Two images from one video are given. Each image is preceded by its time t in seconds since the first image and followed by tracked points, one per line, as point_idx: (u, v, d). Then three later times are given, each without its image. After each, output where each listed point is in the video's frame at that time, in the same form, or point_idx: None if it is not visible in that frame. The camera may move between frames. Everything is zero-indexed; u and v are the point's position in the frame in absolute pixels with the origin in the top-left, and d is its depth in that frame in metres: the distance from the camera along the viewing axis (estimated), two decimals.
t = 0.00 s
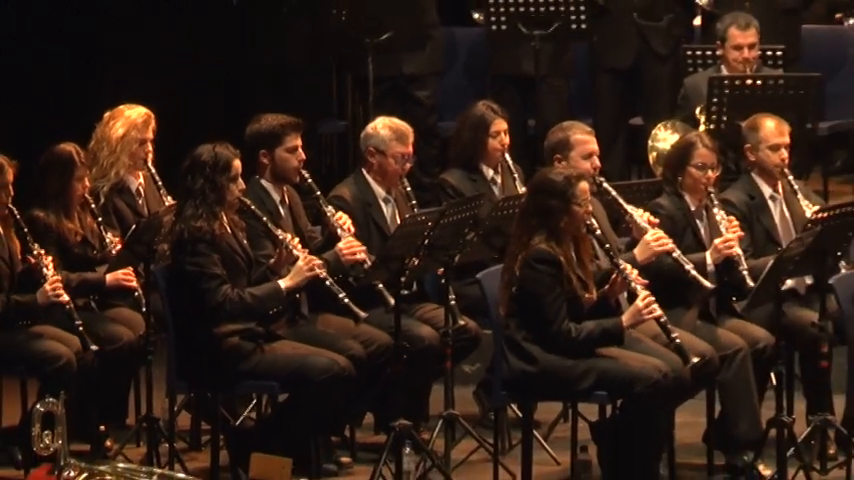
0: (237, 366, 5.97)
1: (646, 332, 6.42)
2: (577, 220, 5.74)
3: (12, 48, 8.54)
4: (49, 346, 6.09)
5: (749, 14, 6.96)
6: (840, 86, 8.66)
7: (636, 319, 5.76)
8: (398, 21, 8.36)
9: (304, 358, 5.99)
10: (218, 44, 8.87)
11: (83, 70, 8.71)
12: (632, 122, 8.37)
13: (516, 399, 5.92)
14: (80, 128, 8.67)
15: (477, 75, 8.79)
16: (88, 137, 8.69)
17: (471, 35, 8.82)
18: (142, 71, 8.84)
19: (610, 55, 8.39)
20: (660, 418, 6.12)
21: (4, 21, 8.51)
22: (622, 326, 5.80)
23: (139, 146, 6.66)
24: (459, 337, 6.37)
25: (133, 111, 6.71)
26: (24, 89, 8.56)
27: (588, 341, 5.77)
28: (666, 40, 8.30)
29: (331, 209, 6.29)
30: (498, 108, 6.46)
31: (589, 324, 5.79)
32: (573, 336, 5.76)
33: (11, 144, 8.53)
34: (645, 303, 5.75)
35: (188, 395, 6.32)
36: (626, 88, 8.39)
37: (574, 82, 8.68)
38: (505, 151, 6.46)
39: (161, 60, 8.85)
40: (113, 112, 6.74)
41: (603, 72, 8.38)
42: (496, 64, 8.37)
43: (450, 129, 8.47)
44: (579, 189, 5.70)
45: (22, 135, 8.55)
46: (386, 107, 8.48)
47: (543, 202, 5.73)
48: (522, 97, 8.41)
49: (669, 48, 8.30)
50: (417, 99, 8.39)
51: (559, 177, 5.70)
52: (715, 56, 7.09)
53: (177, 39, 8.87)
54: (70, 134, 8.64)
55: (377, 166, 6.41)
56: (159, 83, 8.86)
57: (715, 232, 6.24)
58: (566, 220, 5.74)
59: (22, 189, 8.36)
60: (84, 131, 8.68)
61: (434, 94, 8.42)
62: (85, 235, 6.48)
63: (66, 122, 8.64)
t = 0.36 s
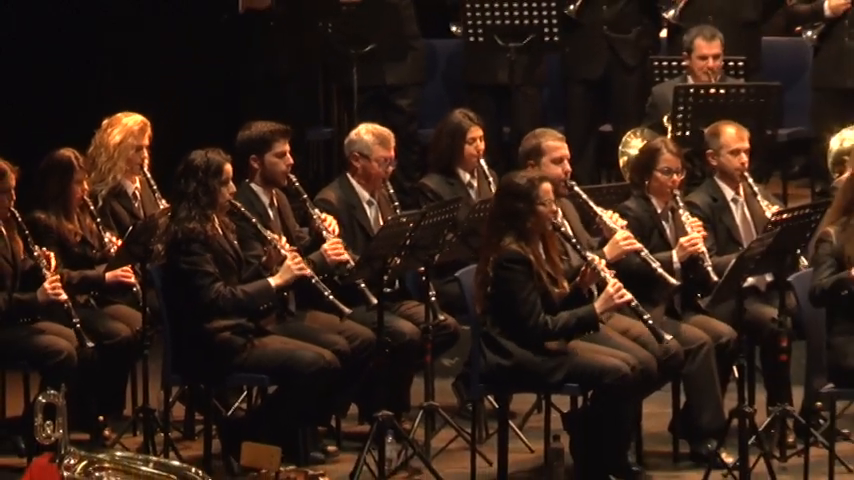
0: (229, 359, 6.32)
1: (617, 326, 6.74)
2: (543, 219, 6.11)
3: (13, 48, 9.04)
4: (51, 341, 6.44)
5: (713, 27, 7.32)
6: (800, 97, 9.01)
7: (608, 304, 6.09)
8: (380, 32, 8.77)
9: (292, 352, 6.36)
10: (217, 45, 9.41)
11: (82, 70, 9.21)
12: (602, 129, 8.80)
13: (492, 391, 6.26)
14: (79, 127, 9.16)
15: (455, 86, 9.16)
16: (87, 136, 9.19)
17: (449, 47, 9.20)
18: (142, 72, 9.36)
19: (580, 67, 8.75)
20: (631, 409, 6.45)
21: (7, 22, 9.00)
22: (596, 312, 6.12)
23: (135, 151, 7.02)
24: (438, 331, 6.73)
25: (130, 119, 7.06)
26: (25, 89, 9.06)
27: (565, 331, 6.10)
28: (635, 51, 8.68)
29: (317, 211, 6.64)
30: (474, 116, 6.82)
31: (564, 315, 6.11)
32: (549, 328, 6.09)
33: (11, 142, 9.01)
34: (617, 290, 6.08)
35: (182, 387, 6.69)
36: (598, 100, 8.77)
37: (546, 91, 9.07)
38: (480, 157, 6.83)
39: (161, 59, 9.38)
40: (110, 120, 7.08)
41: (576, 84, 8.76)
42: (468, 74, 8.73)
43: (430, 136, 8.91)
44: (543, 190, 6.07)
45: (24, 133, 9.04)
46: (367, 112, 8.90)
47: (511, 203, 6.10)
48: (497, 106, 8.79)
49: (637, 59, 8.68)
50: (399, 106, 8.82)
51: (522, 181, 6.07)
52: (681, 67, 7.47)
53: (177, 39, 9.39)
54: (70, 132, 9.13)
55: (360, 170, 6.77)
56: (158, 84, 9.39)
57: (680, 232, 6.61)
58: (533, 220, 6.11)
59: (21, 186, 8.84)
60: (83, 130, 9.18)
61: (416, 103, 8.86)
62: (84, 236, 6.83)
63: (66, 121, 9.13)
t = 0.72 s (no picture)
0: (220, 353, 6.68)
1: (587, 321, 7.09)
2: (512, 218, 6.49)
3: (15, 48, 9.62)
4: (53, 336, 6.80)
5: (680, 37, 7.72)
6: (762, 104, 9.36)
7: (578, 294, 6.42)
8: (364, 45, 9.21)
9: (281, 347, 6.71)
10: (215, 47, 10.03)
11: (82, 69, 9.84)
12: (574, 136, 9.25)
13: (469, 383, 6.64)
14: (77, 124, 9.78)
15: (436, 94, 9.56)
16: (85, 133, 9.81)
17: (428, 58, 9.60)
18: (139, 70, 9.97)
19: (553, 76, 9.16)
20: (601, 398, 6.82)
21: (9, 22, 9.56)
22: (568, 304, 6.46)
23: (131, 156, 7.37)
24: (417, 326, 7.11)
25: (124, 125, 7.41)
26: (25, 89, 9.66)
27: (538, 323, 6.45)
28: (604, 63, 9.04)
29: (304, 213, 7.01)
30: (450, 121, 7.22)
31: (537, 308, 6.47)
32: (525, 321, 6.45)
33: (12, 141, 9.58)
34: (588, 282, 6.42)
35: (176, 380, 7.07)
36: (565, 106, 9.13)
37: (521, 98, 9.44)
38: (456, 161, 7.25)
39: (161, 59, 9.99)
40: (106, 127, 7.45)
41: (549, 92, 9.16)
42: (447, 84, 9.16)
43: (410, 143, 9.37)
44: (510, 191, 6.46)
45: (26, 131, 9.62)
46: (351, 119, 9.39)
47: (481, 205, 6.48)
48: (474, 113, 9.17)
49: (606, 70, 9.03)
50: (380, 114, 9.31)
51: (490, 183, 6.44)
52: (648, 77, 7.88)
53: (176, 39, 10.00)
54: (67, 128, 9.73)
55: (343, 173, 7.14)
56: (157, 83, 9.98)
57: (647, 233, 6.97)
58: (502, 220, 6.49)
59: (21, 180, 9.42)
60: (81, 127, 9.81)
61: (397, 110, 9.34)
62: (82, 236, 7.20)
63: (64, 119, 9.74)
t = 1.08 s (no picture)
0: (213, 348, 7.07)
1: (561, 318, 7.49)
2: (498, 223, 6.85)
3: (16, 47, 10.01)
4: (54, 330, 7.18)
5: (654, 51, 8.14)
6: (726, 110, 9.84)
7: (545, 307, 6.81)
8: (352, 56, 9.57)
9: (271, 341, 7.09)
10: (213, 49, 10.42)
11: (82, 69, 10.24)
12: (549, 140, 9.61)
13: (449, 376, 7.04)
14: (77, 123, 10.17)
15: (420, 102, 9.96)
16: (84, 132, 10.21)
17: (412, 67, 9.99)
18: (140, 71, 10.37)
19: (529, 85, 9.52)
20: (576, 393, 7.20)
21: (10, 22, 9.96)
22: (533, 312, 6.84)
23: (128, 160, 7.74)
24: (400, 322, 7.51)
25: (121, 130, 7.79)
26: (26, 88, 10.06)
27: (504, 325, 6.85)
28: (579, 72, 9.44)
29: (293, 215, 7.38)
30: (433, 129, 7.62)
31: (504, 311, 6.86)
32: (490, 322, 6.84)
33: (13, 139, 9.99)
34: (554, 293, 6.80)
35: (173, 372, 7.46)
36: (540, 113, 9.52)
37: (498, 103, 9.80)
38: (437, 166, 7.65)
39: (162, 59, 10.41)
40: (105, 132, 7.83)
41: (526, 99, 9.53)
42: (430, 92, 9.54)
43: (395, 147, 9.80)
44: (499, 198, 6.80)
45: (25, 129, 10.03)
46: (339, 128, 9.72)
47: (469, 208, 6.84)
48: (455, 120, 9.58)
49: (579, 78, 9.42)
50: (367, 120, 9.68)
51: (480, 188, 6.81)
52: (619, 85, 8.28)
53: (176, 39, 10.43)
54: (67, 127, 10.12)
55: (331, 177, 7.52)
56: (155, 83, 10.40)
57: (618, 235, 7.37)
58: (489, 223, 6.85)
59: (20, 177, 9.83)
60: (80, 126, 10.20)
61: (382, 117, 9.72)
62: (83, 237, 7.57)
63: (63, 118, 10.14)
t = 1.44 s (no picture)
0: (215, 342, 7.47)
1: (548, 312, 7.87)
2: (483, 219, 7.28)
3: (14, 47, 9.94)
4: (64, 326, 7.56)
5: (635, 60, 8.54)
6: (702, 117, 10.17)
7: (538, 290, 7.23)
8: (348, 64, 10.12)
9: (271, 336, 7.48)
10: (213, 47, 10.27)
11: (82, 69, 10.12)
12: (534, 145, 10.00)
13: (441, 368, 7.44)
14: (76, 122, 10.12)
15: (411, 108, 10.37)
16: (83, 130, 10.16)
17: (404, 75, 10.47)
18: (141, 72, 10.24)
19: (515, 93, 9.89)
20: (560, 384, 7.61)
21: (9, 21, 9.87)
22: (528, 297, 7.28)
23: (133, 164, 8.12)
24: (393, 317, 7.93)
25: (127, 136, 8.13)
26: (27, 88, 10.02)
27: (502, 311, 7.28)
28: (562, 79, 9.85)
29: (291, 216, 7.78)
30: (423, 134, 8.05)
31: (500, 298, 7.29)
32: (488, 308, 7.26)
33: (13, 139, 10.04)
34: (546, 278, 7.23)
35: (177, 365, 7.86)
36: (526, 119, 9.92)
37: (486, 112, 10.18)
38: (428, 168, 8.07)
39: (161, 59, 10.25)
40: (110, 137, 8.18)
41: (512, 106, 9.93)
42: (420, 99, 9.92)
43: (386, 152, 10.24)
44: (482, 196, 7.24)
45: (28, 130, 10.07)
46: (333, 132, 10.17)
47: (454, 207, 7.26)
48: (444, 126, 9.99)
49: (564, 86, 9.84)
50: (361, 126, 10.18)
51: (464, 188, 7.24)
52: (601, 93, 8.68)
53: (176, 39, 10.25)
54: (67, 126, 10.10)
55: (327, 180, 7.92)
56: (156, 87, 10.28)
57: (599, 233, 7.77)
58: (474, 220, 7.29)
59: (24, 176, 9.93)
60: (80, 124, 10.15)
61: (375, 123, 10.21)
62: (92, 237, 7.96)
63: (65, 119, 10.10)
